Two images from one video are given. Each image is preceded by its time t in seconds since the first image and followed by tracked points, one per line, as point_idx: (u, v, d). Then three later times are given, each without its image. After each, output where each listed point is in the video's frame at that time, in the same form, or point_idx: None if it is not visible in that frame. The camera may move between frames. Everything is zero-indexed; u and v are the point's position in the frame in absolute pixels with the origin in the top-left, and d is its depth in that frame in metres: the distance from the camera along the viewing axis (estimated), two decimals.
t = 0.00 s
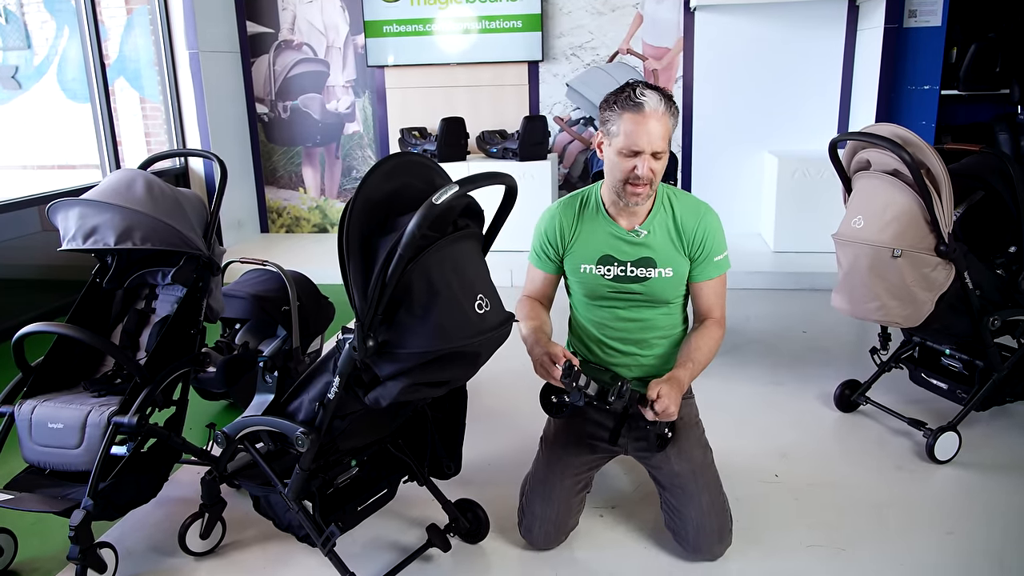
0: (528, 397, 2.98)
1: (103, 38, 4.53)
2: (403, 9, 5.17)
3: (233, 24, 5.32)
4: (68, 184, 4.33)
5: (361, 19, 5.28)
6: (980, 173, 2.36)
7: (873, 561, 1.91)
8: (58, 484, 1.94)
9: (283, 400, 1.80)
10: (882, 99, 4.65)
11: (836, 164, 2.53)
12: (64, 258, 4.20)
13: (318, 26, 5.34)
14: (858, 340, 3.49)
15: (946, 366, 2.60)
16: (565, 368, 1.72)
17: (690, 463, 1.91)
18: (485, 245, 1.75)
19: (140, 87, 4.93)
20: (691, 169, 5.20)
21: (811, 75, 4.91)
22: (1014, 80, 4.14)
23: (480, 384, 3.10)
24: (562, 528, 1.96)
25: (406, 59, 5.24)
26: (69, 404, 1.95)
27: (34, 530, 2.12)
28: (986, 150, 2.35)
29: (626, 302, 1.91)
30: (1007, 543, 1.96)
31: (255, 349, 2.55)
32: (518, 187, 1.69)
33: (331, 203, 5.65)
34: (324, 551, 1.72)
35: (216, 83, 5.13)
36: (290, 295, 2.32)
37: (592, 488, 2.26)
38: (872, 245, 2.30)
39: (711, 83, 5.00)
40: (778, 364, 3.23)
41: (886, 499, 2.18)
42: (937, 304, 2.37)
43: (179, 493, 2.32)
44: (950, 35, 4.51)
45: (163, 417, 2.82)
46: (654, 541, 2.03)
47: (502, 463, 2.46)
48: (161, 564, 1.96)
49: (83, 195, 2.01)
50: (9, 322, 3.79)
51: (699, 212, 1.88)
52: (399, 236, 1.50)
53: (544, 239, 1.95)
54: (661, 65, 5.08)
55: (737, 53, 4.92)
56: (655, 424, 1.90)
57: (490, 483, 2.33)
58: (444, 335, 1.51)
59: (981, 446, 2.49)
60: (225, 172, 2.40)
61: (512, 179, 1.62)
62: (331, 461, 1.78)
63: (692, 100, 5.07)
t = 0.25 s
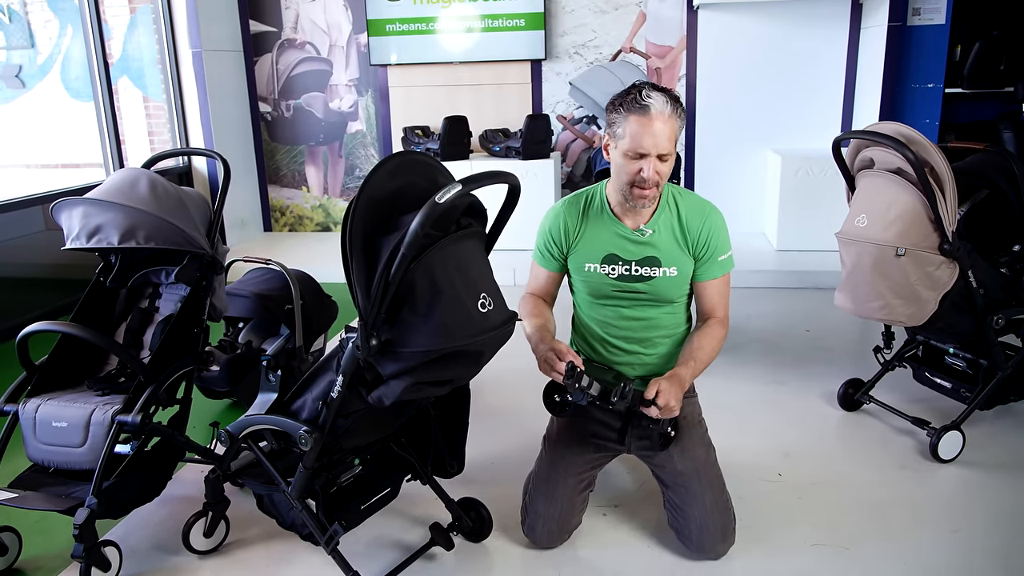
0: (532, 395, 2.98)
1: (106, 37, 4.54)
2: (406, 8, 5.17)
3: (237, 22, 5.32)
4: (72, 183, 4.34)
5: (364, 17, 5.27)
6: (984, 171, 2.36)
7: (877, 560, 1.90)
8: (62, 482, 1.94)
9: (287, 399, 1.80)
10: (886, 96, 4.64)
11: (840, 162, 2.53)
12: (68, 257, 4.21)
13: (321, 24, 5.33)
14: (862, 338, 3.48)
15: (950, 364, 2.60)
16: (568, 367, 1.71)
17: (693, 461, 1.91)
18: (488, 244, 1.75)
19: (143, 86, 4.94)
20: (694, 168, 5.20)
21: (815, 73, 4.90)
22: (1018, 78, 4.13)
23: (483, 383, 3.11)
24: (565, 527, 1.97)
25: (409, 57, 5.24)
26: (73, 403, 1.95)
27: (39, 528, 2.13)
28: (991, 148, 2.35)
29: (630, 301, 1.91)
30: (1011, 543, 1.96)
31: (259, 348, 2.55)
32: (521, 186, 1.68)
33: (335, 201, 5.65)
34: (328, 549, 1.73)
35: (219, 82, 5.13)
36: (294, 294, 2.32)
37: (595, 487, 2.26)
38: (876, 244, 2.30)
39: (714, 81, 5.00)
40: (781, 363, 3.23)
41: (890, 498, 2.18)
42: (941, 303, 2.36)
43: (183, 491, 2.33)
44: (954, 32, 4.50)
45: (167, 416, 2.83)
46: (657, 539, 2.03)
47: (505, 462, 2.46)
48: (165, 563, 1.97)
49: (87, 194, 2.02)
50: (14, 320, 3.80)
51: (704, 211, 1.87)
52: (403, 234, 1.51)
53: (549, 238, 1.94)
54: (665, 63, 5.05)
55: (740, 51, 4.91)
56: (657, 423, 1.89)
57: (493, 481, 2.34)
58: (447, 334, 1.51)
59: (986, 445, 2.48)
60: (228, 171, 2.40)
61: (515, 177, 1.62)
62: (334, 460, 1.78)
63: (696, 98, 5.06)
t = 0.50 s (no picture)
0: (536, 394, 2.98)
1: (111, 37, 4.55)
2: (410, 7, 5.17)
3: (241, 22, 5.33)
4: (77, 182, 4.35)
5: (367, 17, 5.28)
6: (989, 169, 2.35)
7: (882, 559, 1.90)
8: (68, 480, 1.95)
9: (292, 398, 1.81)
10: (891, 95, 4.63)
11: (845, 161, 2.52)
12: (74, 256, 4.23)
13: (325, 24, 5.34)
14: (867, 337, 3.48)
15: (955, 363, 2.59)
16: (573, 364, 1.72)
17: (698, 460, 1.91)
18: (492, 243, 1.75)
19: (148, 85, 4.95)
20: (698, 167, 5.19)
21: (820, 72, 4.89)
22: None
23: (487, 381, 3.11)
24: (569, 525, 1.97)
25: (413, 56, 5.24)
26: (79, 401, 1.96)
27: (45, 526, 2.14)
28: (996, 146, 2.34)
29: (636, 300, 1.91)
30: (1017, 542, 1.95)
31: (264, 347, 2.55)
32: (525, 185, 1.68)
33: (339, 200, 5.66)
34: (333, 548, 1.73)
35: (223, 81, 5.14)
36: (299, 294, 2.33)
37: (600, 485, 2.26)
38: (881, 242, 2.29)
39: (718, 80, 4.99)
40: (786, 361, 3.22)
41: (895, 497, 2.17)
42: (946, 301, 2.35)
43: (188, 490, 2.33)
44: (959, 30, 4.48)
45: (172, 415, 2.84)
46: (662, 538, 2.03)
47: (510, 461, 2.46)
48: (170, 561, 1.97)
49: (92, 194, 2.02)
50: (20, 320, 3.82)
51: (711, 210, 1.87)
52: (407, 233, 1.51)
53: (556, 236, 1.95)
54: (668, 62, 5.05)
55: (743, 50, 4.91)
56: (663, 421, 1.87)
57: (498, 480, 2.34)
58: (451, 333, 1.51)
59: (991, 444, 2.48)
60: (232, 170, 2.40)
61: (519, 176, 1.62)
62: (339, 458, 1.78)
63: (700, 97, 5.05)
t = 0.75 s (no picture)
0: (541, 393, 2.98)
1: (115, 37, 4.56)
2: (413, 7, 5.17)
3: (245, 22, 5.34)
4: (82, 182, 4.36)
5: (371, 16, 5.28)
6: (995, 168, 2.34)
7: (887, 559, 1.90)
8: (73, 480, 1.95)
9: (297, 397, 1.81)
10: (895, 93, 4.62)
11: (850, 160, 2.52)
12: (79, 256, 4.24)
13: (329, 24, 5.34)
14: (871, 336, 3.47)
15: (960, 362, 2.59)
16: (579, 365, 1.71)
17: (703, 459, 1.91)
18: (497, 242, 1.75)
19: (152, 85, 4.97)
20: (702, 166, 5.19)
21: (824, 70, 4.88)
22: None
23: (492, 381, 3.11)
24: (574, 525, 1.97)
25: (417, 56, 5.24)
26: (85, 401, 1.96)
27: (51, 526, 2.14)
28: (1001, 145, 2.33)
29: (641, 298, 1.91)
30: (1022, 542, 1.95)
31: (268, 347, 2.54)
32: (530, 184, 1.68)
33: (343, 200, 5.66)
34: (338, 547, 1.74)
35: (228, 81, 5.15)
36: (303, 292, 2.31)
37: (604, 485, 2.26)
38: (886, 241, 2.29)
39: (722, 79, 4.98)
40: (790, 361, 3.22)
41: (900, 497, 2.17)
42: (951, 301, 2.35)
43: (193, 489, 2.34)
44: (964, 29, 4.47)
45: (177, 414, 2.84)
46: (666, 537, 2.02)
47: (514, 460, 2.46)
48: (176, 560, 1.98)
49: (98, 193, 2.03)
50: (25, 319, 3.83)
51: (715, 209, 1.87)
52: (412, 233, 1.51)
53: (560, 236, 1.94)
54: (672, 61, 5.05)
55: (747, 49, 4.90)
56: (668, 420, 1.87)
57: (502, 479, 2.34)
58: (457, 332, 1.51)
59: (996, 443, 2.47)
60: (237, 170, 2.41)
61: (524, 176, 1.62)
62: (344, 458, 1.78)
63: (704, 96, 5.05)
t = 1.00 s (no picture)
0: (547, 393, 2.98)
1: (121, 38, 4.57)
2: (418, 7, 5.18)
3: (250, 22, 5.35)
4: (88, 183, 4.38)
5: (376, 17, 5.29)
6: (1001, 166, 2.33)
7: (894, 558, 1.89)
8: (81, 479, 1.96)
9: (303, 397, 1.82)
10: (901, 91, 4.61)
11: (855, 159, 2.52)
12: (86, 257, 4.25)
13: (333, 24, 5.35)
14: (878, 335, 3.47)
15: (967, 361, 2.58)
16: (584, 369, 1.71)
17: (709, 458, 1.91)
18: (504, 242, 1.75)
19: (157, 86, 4.98)
20: (707, 165, 5.18)
21: (829, 69, 4.87)
22: None
23: (498, 380, 3.11)
24: (580, 524, 1.97)
25: (421, 56, 5.25)
26: (92, 401, 1.97)
27: (59, 525, 2.15)
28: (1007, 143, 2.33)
29: (647, 298, 1.91)
30: None
31: (275, 347, 2.52)
32: (536, 183, 1.68)
33: (348, 200, 5.67)
34: (345, 546, 1.74)
35: (233, 82, 5.16)
36: (309, 293, 2.34)
37: (610, 484, 2.26)
38: (892, 239, 2.28)
39: (727, 78, 4.98)
40: (796, 360, 3.21)
41: (906, 495, 2.17)
42: (958, 299, 2.34)
43: (200, 489, 2.34)
44: (970, 27, 4.46)
45: (184, 414, 2.85)
46: (673, 537, 2.02)
47: (520, 459, 2.46)
48: (183, 560, 1.98)
49: (105, 194, 2.03)
50: (32, 320, 3.85)
51: (720, 208, 1.87)
52: (419, 233, 1.51)
53: (566, 236, 1.93)
54: (677, 60, 5.03)
55: (752, 48, 4.90)
56: (675, 420, 1.88)
57: (509, 479, 2.34)
58: (463, 332, 1.51)
59: (1003, 442, 2.46)
60: (243, 170, 2.41)
61: (530, 175, 1.62)
62: (351, 457, 1.79)
63: (708, 95, 5.04)
